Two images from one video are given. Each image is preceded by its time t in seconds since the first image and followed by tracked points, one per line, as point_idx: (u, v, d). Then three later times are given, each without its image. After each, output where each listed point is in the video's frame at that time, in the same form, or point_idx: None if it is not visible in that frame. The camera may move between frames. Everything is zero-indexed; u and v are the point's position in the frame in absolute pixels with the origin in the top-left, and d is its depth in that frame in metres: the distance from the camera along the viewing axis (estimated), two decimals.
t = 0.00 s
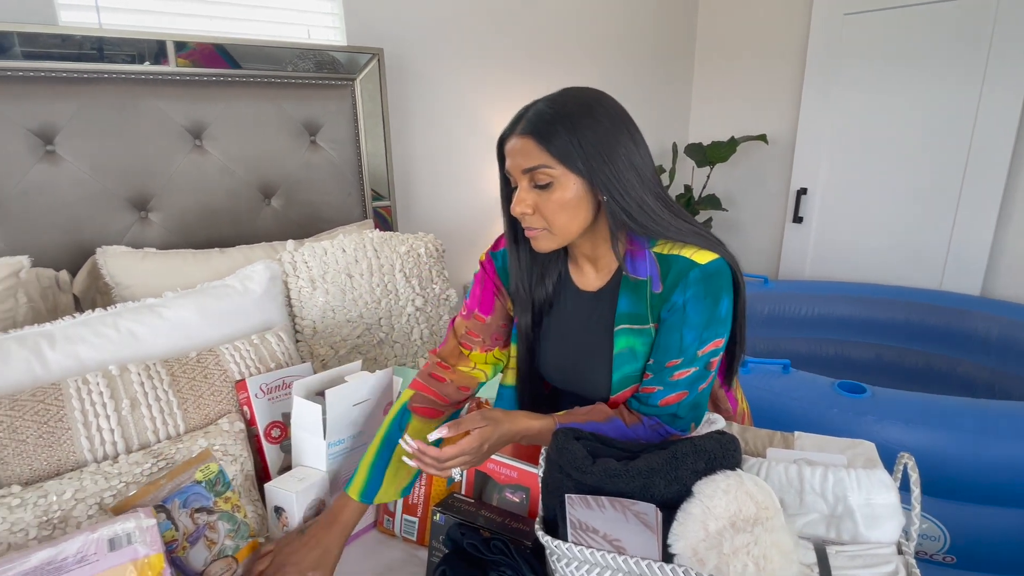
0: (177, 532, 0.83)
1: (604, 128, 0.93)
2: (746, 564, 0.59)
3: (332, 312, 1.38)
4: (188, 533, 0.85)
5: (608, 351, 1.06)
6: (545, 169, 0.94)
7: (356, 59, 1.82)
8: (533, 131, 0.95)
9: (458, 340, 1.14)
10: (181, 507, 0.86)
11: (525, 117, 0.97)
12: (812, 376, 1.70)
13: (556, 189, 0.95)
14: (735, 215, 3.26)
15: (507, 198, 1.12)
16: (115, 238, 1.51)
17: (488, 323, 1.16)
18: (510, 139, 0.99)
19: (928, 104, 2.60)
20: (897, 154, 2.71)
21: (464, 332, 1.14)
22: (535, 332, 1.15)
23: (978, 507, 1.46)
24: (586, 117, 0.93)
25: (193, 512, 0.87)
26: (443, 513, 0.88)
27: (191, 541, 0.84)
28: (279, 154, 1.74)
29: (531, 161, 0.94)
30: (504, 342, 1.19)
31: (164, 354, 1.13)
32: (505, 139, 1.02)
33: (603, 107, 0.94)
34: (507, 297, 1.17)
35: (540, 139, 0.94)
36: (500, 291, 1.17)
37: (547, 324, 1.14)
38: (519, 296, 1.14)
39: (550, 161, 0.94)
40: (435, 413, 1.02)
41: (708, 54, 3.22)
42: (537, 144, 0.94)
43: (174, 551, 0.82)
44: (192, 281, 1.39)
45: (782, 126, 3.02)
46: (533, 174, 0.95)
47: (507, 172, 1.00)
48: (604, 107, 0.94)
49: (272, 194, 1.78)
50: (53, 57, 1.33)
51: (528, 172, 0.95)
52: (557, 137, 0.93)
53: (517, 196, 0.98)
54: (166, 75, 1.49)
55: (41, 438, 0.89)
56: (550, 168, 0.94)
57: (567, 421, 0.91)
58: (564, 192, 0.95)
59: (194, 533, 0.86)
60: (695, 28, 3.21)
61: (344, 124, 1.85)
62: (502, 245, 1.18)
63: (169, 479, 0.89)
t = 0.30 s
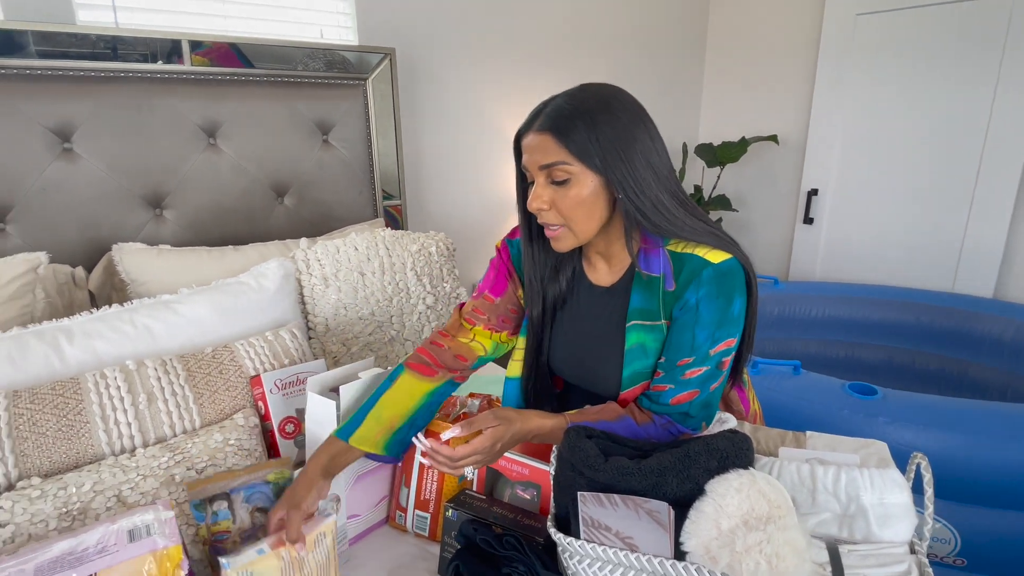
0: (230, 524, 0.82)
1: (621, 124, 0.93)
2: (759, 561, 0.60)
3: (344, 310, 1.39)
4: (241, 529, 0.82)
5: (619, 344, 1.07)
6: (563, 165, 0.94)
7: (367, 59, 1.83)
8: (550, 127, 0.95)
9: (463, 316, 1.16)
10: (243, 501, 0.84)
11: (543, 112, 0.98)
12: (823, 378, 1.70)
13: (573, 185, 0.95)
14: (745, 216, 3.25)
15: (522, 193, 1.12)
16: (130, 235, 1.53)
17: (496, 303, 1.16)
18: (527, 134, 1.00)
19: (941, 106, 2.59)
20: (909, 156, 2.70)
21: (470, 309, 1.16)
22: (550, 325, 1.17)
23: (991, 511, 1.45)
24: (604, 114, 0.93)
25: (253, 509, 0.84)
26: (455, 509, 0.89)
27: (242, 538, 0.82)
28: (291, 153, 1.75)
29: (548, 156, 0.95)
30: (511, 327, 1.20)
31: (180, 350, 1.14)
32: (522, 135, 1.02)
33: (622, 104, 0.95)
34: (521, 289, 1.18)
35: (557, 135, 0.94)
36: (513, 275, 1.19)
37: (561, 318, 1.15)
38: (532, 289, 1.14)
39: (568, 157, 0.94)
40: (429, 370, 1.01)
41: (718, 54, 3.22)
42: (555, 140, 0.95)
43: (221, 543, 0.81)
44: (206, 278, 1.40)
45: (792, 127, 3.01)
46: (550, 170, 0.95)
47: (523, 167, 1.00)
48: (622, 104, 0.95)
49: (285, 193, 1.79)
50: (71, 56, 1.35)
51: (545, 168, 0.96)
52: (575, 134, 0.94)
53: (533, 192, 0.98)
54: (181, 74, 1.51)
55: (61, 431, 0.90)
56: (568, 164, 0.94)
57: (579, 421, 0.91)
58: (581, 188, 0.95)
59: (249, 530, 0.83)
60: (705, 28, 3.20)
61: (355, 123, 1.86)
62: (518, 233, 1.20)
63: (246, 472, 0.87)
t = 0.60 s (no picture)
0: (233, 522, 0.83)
1: (648, 109, 0.94)
2: (765, 565, 0.60)
3: (351, 308, 1.40)
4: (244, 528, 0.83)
5: (626, 332, 1.08)
6: (587, 146, 0.94)
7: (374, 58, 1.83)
8: (577, 109, 0.95)
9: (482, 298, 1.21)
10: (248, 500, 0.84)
11: (569, 95, 0.98)
12: (831, 379, 1.68)
13: (596, 167, 0.95)
14: (753, 216, 3.23)
15: (542, 176, 1.13)
16: (138, 233, 1.54)
17: (513, 285, 1.21)
18: (552, 115, 1.00)
19: (951, 106, 2.57)
20: (919, 157, 2.67)
21: (488, 292, 1.21)
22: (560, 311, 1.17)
23: (1000, 515, 1.44)
24: (630, 98, 0.94)
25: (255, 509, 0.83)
26: (459, 508, 0.89)
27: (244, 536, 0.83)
28: (299, 152, 1.76)
29: (573, 136, 0.95)
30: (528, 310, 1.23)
31: (187, 346, 1.15)
32: (547, 116, 1.03)
33: (648, 91, 0.95)
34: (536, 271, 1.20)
35: (583, 117, 0.95)
36: (526, 259, 1.23)
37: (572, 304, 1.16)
38: (546, 272, 1.16)
39: (592, 139, 0.94)
40: (456, 343, 1.09)
41: (727, 53, 3.20)
42: (580, 121, 0.95)
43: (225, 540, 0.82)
44: (213, 275, 1.41)
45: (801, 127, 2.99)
46: (573, 150, 0.96)
47: (547, 146, 1.00)
48: (648, 91, 0.95)
49: (292, 191, 1.80)
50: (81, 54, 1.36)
51: (569, 148, 0.96)
52: (601, 115, 0.94)
53: (555, 172, 0.98)
54: (189, 72, 1.52)
55: (69, 425, 0.91)
56: (592, 146, 0.94)
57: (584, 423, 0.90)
58: (603, 170, 0.95)
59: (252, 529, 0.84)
60: (714, 28, 3.19)
61: (362, 122, 1.86)
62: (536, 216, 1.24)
63: (249, 469, 0.86)
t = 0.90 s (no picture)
0: (241, 518, 0.82)
1: (668, 100, 0.94)
2: (774, 565, 0.59)
3: (358, 304, 1.40)
4: (252, 523, 0.83)
5: (635, 321, 1.08)
6: (609, 136, 0.94)
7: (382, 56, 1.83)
8: (599, 99, 0.95)
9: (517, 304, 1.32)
10: (253, 496, 0.84)
11: (590, 85, 0.98)
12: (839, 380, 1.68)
13: (617, 158, 0.95)
14: (760, 216, 3.22)
15: (559, 165, 1.13)
16: (147, 229, 1.55)
17: (535, 288, 1.28)
18: (573, 105, 1.00)
19: (962, 106, 2.55)
20: (928, 157, 2.66)
21: (519, 298, 1.31)
22: (572, 299, 1.19)
23: (1010, 519, 1.43)
24: (651, 88, 0.93)
25: (264, 504, 0.84)
26: (465, 505, 0.89)
27: (252, 531, 0.83)
28: (306, 149, 1.76)
29: (595, 127, 0.95)
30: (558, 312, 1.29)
31: (195, 342, 1.15)
32: (568, 105, 1.03)
33: (668, 82, 0.95)
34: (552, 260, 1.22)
35: (605, 107, 0.94)
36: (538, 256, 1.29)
37: (582, 293, 1.18)
38: (565, 257, 1.17)
39: (613, 129, 0.94)
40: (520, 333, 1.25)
41: (735, 52, 3.19)
42: (601, 111, 0.95)
43: (232, 536, 0.82)
44: (221, 271, 1.41)
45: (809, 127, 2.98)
46: (595, 140, 0.95)
47: (567, 136, 1.00)
48: (668, 82, 0.95)
49: (299, 188, 1.80)
50: (92, 51, 1.37)
51: (590, 138, 0.96)
52: (623, 105, 0.93)
53: (576, 162, 0.98)
54: (199, 69, 1.52)
55: (79, 419, 0.92)
56: (614, 136, 0.94)
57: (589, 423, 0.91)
58: (624, 161, 0.95)
59: (259, 524, 0.84)
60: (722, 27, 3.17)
61: (370, 119, 1.87)
62: (552, 211, 1.28)
63: (255, 467, 0.86)
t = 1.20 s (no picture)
0: (241, 512, 0.82)
1: (672, 92, 0.93)
2: (776, 565, 0.58)
3: (360, 300, 1.40)
4: (252, 518, 0.83)
5: (636, 315, 1.08)
6: (611, 130, 0.93)
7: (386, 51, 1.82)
8: (602, 92, 0.94)
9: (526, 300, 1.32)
10: (253, 491, 0.84)
11: (594, 77, 0.97)
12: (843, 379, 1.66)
13: (620, 151, 0.94)
14: (766, 213, 3.19)
15: (563, 159, 1.12)
16: (151, 223, 1.55)
17: (540, 283, 1.27)
18: (576, 98, 0.99)
19: (973, 103, 2.52)
20: (937, 155, 2.63)
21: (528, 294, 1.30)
22: (574, 293, 1.19)
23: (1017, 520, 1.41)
24: (655, 81, 0.92)
25: (263, 499, 0.84)
26: (465, 501, 0.89)
27: (251, 526, 0.83)
28: (310, 144, 1.76)
29: (598, 120, 0.94)
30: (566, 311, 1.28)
31: (198, 336, 1.15)
32: (572, 97, 1.02)
33: (672, 74, 0.94)
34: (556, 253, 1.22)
35: (608, 100, 0.93)
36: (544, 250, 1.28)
37: (584, 287, 1.17)
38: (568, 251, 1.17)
39: (617, 122, 0.93)
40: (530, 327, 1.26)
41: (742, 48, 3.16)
42: (604, 104, 0.94)
43: (231, 531, 0.82)
44: (224, 266, 1.41)
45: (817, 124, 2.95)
46: (598, 133, 0.95)
47: (570, 129, 0.99)
48: (673, 74, 0.94)
49: (303, 183, 1.80)
50: (96, 45, 1.37)
51: (593, 131, 0.95)
52: (626, 98, 0.92)
53: (578, 155, 0.98)
54: (203, 64, 1.53)
55: (79, 413, 0.92)
56: (617, 129, 0.93)
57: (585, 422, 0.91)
58: (627, 155, 0.94)
59: (259, 519, 0.84)
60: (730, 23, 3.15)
61: (374, 114, 1.86)
62: (556, 204, 1.27)
63: (254, 461, 0.86)
